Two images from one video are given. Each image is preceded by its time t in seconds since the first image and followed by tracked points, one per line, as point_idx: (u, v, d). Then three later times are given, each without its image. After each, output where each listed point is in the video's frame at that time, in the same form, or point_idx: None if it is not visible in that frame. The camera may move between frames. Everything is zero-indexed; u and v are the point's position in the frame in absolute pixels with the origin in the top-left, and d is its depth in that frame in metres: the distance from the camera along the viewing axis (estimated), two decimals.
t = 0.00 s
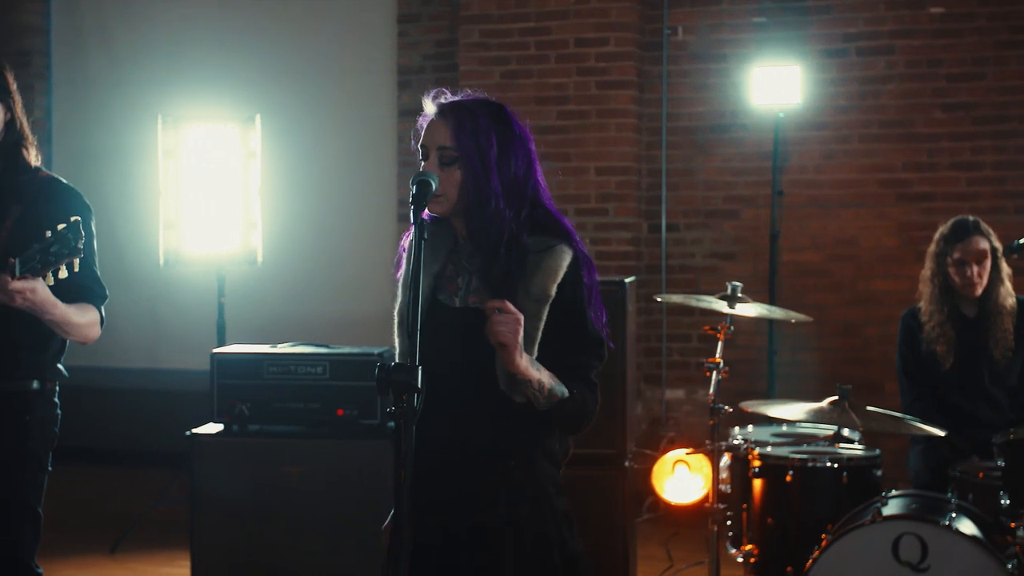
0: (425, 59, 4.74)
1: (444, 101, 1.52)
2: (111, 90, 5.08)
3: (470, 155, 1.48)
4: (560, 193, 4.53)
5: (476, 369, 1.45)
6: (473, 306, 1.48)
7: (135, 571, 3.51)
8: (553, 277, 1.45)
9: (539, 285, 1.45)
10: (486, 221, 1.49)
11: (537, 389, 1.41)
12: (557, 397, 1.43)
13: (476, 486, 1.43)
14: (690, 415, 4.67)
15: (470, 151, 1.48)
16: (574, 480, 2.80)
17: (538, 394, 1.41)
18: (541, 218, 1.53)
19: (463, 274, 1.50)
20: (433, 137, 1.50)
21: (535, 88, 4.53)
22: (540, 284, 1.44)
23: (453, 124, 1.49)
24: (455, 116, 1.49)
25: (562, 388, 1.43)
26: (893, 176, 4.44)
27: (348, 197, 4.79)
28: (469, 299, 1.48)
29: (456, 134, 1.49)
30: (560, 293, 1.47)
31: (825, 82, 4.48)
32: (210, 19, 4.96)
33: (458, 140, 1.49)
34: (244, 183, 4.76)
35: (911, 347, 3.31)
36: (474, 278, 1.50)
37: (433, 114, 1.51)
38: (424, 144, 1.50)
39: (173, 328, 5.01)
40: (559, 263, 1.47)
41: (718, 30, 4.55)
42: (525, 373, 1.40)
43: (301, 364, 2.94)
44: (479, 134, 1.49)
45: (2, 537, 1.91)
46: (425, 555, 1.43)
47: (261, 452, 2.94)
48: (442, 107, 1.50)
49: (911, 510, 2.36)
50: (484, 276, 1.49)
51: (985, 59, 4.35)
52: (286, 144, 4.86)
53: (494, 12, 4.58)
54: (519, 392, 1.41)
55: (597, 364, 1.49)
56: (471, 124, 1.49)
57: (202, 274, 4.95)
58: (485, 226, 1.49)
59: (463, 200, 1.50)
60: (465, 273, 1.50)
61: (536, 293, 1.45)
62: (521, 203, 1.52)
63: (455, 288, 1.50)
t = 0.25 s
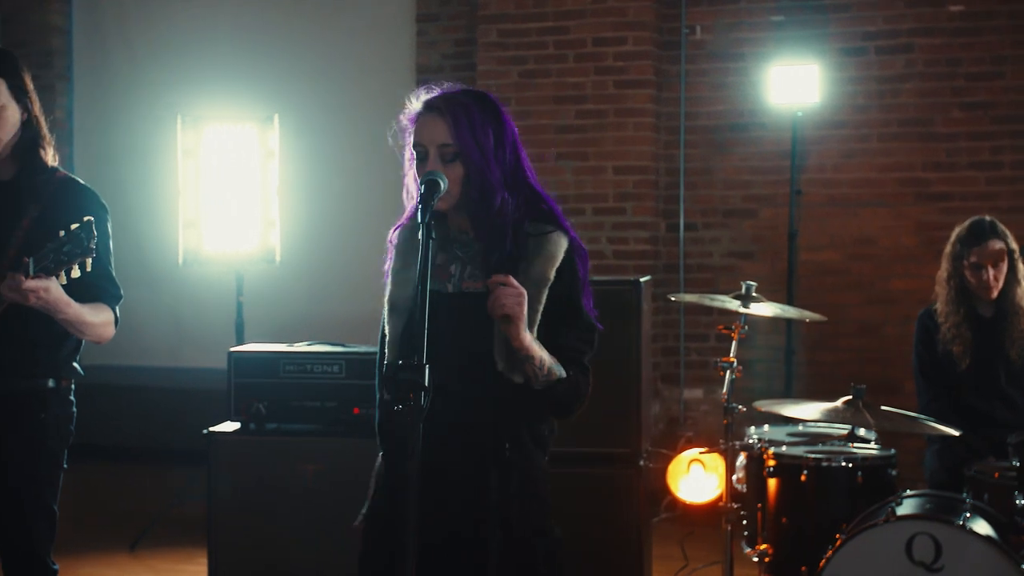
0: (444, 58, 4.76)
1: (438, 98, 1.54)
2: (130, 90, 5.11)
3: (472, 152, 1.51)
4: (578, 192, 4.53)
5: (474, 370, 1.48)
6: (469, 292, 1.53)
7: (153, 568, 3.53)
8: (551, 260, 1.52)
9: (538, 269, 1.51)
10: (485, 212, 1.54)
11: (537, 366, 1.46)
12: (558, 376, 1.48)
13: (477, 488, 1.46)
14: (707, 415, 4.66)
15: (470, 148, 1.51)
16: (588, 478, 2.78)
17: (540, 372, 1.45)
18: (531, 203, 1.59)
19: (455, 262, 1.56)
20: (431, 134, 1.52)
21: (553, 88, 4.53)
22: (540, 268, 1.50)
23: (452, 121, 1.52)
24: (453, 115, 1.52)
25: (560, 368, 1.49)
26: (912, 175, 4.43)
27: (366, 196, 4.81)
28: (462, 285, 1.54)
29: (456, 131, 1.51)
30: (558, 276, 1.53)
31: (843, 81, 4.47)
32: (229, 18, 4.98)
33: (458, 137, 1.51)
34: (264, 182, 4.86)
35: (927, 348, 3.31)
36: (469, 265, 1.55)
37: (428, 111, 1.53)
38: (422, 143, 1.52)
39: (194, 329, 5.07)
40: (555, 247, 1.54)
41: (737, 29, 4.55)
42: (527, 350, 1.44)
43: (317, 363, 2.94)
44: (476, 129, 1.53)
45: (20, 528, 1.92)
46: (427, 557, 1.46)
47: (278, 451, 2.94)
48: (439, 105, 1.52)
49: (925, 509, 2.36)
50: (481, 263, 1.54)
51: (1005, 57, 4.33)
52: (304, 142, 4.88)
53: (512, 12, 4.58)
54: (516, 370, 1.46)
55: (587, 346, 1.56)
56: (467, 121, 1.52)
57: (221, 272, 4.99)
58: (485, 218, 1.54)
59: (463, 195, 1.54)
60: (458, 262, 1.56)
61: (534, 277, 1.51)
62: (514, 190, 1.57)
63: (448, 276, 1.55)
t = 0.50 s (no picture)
0: (463, 59, 4.77)
1: (438, 108, 1.52)
2: (148, 90, 5.14)
3: (476, 162, 1.50)
4: (596, 193, 4.54)
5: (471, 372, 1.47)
6: (467, 297, 1.50)
7: (173, 566, 3.55)
8: (552, 265, 1.51)
9: (540, 271, 1.50)
10: (484, 221, 1.52)
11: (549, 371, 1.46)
12: (567, 384, 1.48)
13: (481, 487, 1.45)
14: (726, 414, 4.66)
15: (474, 158, 1.50)
16: (589, 478, 2.79)
17: (553, 377, 1.46)
18: (525, 211, 1.58)
19: (449, 266, 1.52)
20: (433, 143, 1.50)
21: (571, 88, 4.53)
22: (543, 271, 1.50)
23: (454, 130, 1.51)
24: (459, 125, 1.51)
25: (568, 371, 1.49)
26: (931, 175, 4.42)
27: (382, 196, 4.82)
28: (458, 290, 1.51)
29: (461, 142, 1.50)
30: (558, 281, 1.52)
31: (861, 80, 4.46)
32: (248, 19, 5.00)
33: (460, 145, 1.50)
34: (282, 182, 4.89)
35: (942, 348, 3.30)
36: (464, 269, 1.52)
37: (428, 120, 1.52)
38: (425, 153, 1.49)
39: (213, 328, 5.09)
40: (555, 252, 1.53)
41: (754, 29, 4.54)
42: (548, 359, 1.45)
43: (334, 363, 2.99)
44: (478, 137, 1.52)
45: (34, 529, 1.94)
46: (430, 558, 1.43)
47: (294, 451, 2.95)
48: (443, 115, 1.51)
49: (939, 510, 2.35)
50: (478, 267, 1.51)
51: None
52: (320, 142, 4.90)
53: (530, 12, 4.59)
54: (525, 372, 1.46)
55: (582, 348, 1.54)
56: (468, 129, 1.51)
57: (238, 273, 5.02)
58: (483, 227, 1.52)
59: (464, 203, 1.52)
60: (452, 266, 1.52)
61: (537, 280, 1.50)
62: (511, 198, 1.56)
63: (443, 281, 1.51)
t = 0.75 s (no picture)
0: (480, 59, 4.77)
1: (461, 127, 1.55)
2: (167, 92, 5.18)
3: (494, 180, 1.54)
4: (613, 193, 4.54)
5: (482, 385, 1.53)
6: (475, 303, 1.56)
7: (192, 565, 3.57)
8: (558, 273, 1.59)
9: (548, 277, 1.58)
10: (493, 233, 1.57)
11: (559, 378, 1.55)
12: (571, 387, 1.58)
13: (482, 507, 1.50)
14: (743, 415, 4.65)
15: (493, 177, 1.54)
16: (595, 478, 2.81)
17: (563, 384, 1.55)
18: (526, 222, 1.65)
19: (455, 272, 1.58)
20: (456, 164, 1.53)
21: (588, 88, 4.53)
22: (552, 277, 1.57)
23: (478, 152, 1.53)
24: (480, 145, 1.54)
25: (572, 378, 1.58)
26: (949, 175, 4.40)
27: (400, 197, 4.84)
28: (466, 296, 1.57)
29: (480, 162, 1.53)
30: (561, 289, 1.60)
31: (880, 80, 4.45)
32: (268, 21, 5.02)
33: (482, 167, 1.53)
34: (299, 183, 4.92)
35: (957, 347, 3.29)
36: (471, 276, 1.58)
37: (453, 141, 1.54)
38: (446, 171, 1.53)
39: (233, 328, 5.11)
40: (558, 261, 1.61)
41: (773, 29, 4.54)
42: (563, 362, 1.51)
43: (349, 362, 3.00)
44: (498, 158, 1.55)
45: (49, 528, 1.95)
46: (435, 562, 1.48)
47: (309, 451, 2.96)
48: (464, 134, 1.54)
49: (953, 510, 2.34)
50: (485, 274, 1.58)
51: None
52: (336, 142, 4.92)
53: (548, 12, 4.59)
54: (539, 378, 1.54)
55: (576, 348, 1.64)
56: (490, 151, 1.54)
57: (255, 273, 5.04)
58: (491, 238, 1.57)
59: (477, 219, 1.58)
60: (457, 272, 1.58)
61: (547, 288, 1.57)
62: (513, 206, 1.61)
63: (450, 286, 1.57)
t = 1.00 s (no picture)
0: (492, 60, 4.78)
1: (480, 131, 1.58)
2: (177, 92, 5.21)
3: (511, 186, 1.58)
4: (624, 193, 4.54)
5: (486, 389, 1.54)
6: (484, 306, 1.57)
7: (203, 563, 3.59)
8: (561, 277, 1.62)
9: (554, 281, 1.61)
10: (509, 238, 1.61)
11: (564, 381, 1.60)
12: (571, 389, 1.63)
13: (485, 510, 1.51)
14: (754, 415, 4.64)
15: (513, 183, 1.58)
16: (601, 478, 2.82)
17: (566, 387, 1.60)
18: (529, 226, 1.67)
19: (463, 274, 1.58)
20: (477, 167, 1.56)
21: (599, 89, 4.54)
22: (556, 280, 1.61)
23: (498, 157, 1.57)
24: (500, 151, 1.57)
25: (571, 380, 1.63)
26: (961, 175, 4.39)
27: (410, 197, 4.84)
28: (475, 299, 1.57)
29: (500, 168, 1.57)
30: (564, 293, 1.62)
31: (891, 80, 4.45)
32: (281, 22, 5.04)
33: (501, 173, 1.57)
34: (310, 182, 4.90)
35: (965, 348, 3.29)
36: (480, 279, 1.58)
37: (474, 145, 1.57)
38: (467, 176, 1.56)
39: (244, 327, 5.13)
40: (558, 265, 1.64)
41: (784, 29, 4.54)
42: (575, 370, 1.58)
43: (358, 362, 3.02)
44: (516, 164, 1.59)
45: (58, 527, 1.96)
46: (443, 562, 1.50)
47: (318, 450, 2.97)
48: (485, 139, 1.57)
49: (959, 511, 2.34)
50: (494, 278, 1.59)
51: None
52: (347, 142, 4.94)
53: (559, 13, 4.60)
54: (546, 381, 1.57)
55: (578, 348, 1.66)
56: (511, 158, 1.58)
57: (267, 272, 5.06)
58: (502, 239, 1.61)
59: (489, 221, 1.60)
60: (466, 274, 1.58)
61: (552, 292, 1.60)
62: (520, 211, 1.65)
63: (459, 289, 1.57)
